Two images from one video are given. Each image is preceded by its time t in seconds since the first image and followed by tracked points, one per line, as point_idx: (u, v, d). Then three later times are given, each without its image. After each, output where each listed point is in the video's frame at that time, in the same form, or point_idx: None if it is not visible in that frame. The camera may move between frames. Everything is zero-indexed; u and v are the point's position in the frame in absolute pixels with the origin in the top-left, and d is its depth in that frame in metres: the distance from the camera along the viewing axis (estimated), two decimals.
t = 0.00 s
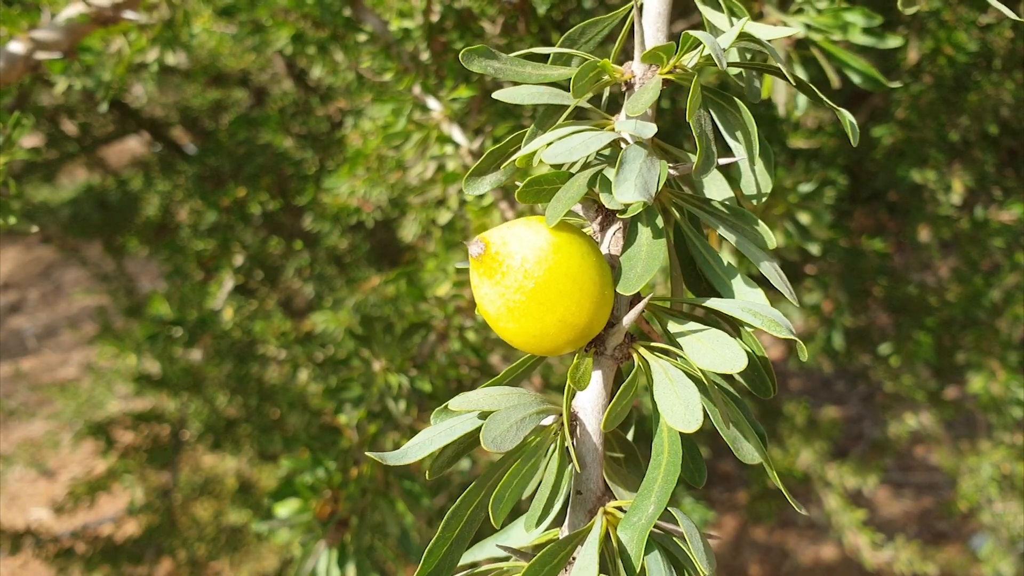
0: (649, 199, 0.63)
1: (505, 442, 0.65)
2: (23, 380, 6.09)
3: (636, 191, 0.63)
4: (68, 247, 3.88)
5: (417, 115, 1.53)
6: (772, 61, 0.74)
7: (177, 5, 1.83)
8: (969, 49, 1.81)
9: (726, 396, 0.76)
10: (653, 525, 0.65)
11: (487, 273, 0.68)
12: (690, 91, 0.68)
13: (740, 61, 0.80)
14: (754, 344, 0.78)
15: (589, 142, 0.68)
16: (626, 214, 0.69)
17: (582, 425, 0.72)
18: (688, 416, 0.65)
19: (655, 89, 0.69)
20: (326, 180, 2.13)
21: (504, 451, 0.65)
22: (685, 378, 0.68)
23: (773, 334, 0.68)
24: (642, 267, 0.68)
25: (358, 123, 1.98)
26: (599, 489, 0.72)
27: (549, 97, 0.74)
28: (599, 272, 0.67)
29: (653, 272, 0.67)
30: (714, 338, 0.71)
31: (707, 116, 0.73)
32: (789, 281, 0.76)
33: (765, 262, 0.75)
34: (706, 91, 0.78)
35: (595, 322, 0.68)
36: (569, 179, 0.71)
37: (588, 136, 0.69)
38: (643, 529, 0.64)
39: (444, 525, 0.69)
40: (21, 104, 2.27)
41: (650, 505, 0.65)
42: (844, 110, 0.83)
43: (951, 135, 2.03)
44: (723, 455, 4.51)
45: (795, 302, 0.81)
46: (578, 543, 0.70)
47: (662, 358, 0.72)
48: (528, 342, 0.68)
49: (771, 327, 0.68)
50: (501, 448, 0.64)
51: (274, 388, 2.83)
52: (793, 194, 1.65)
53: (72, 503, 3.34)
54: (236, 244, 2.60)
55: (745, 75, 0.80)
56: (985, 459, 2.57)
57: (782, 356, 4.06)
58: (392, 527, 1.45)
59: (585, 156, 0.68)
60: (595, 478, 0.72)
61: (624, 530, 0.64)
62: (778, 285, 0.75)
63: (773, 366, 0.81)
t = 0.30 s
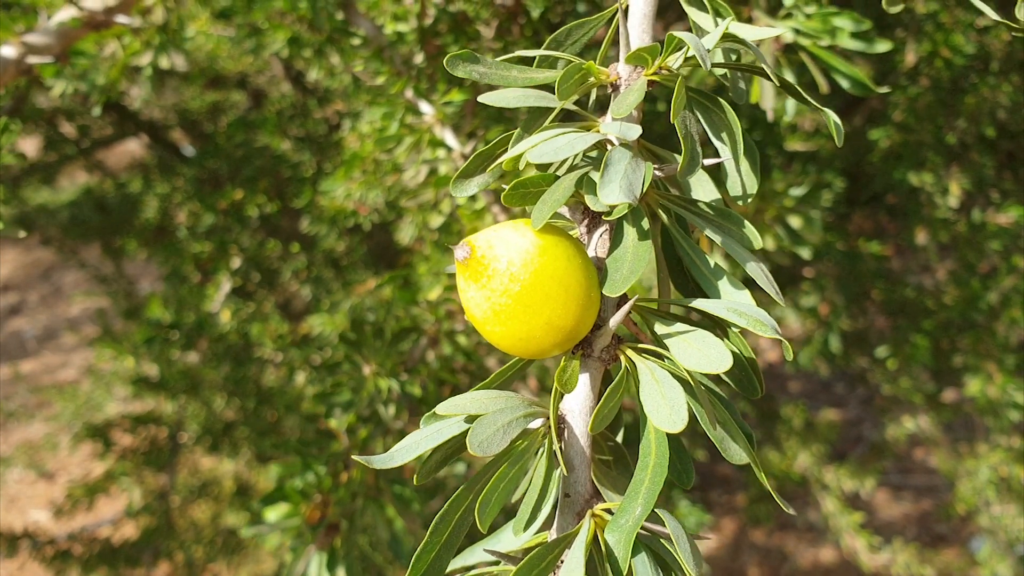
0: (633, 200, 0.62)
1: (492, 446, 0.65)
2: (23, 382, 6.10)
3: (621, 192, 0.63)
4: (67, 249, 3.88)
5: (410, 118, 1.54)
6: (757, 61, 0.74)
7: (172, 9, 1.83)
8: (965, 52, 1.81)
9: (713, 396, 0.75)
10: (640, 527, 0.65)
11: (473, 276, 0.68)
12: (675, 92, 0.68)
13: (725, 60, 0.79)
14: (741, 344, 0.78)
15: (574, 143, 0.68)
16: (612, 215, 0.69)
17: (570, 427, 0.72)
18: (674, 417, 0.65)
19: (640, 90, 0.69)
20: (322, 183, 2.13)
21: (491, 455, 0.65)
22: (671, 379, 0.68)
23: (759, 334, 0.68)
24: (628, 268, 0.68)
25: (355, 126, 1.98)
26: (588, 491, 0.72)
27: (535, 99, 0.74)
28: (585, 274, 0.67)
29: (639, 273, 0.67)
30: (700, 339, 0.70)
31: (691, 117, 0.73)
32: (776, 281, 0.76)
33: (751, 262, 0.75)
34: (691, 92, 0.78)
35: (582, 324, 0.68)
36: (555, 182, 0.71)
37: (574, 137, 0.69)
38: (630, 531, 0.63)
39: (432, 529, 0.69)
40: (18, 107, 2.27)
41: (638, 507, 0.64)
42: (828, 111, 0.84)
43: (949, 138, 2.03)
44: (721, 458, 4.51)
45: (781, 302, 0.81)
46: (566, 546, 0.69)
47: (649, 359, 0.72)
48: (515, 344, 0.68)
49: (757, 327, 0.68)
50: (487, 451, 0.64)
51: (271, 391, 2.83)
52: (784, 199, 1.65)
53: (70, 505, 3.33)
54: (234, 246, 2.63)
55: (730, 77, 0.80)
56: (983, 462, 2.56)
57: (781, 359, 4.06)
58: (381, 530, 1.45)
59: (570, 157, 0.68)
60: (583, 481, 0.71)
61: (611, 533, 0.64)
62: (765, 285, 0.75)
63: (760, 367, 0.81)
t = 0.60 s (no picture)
0: (623, 202, 0.62)
1: (482, 450, 0.65)
2: (24, 384, 6.11)
3: (611, 193, 0.63)
4: (68, 250, 3.88)
5: (408, 120, 1.54)
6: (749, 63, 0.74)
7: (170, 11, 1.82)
8: (965, 52, 1.81)
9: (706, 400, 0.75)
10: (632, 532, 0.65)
11: (463, 279, 0.68)
12: (665, 93, 0.68)
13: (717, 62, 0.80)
14: (734, 346, 0.78)
15: (564, 145, 0.68)
16: (602, 217, 0.69)
17: (561, 431, 0.71)
18: (666, 421, 0.65)
19: (630, 92, 0.69)
20: (322, 184, 2.12)
21: (480, 459, 0.65)
22: (664, 383, 0.68)
23: (750, 336, 0.68)
24: (619, 271, 0.68)
25: (354, 128, 1.98)
26: (580, 496, 0.71)
27: (525, 101, 0.74)
28: (575, 276, 0.67)
29: (630, 275, 0.67)
30: (692, 342, 0.70)
31: (683, 119, 0.74)
32: (768, 283, 0.76)
33: (744, 264, 0.75)
34: (683, 94, 0.78)
35: (572, 326, 0.67)
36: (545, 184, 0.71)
37: (563, 139, 0.69)
38: (622, 535, 0.63)
39: (423, 534, 0.69)
40: (18, 109, 2.28)
41: (629, 511, 0.64)
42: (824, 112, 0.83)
43: (949, 139, 2.02)
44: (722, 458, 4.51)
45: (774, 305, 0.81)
46: (558, 551, 0.69)
47: (641, 362, 0.72)
48: (506, 347, 0.67)
49: (749, 329, 0.68)
50: (477, 456, 0.64)
51: (271, 393, 2.83)
52: (783, 200, 1.64)
53: (70, 507, 3.33)
54: (233, 248, 2.62)
55: (722, 78, 0.80)
56: (983, 463, 2.56)
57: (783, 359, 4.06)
58: (379, 533, 1.45)
59: (560, 159, 0.68)
60: (575, 486, 0.71)
61: (603, 537, 0.64)
62: (757, 287, 0.75)
63: (753, 369, 0.81)
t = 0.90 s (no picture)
0: (625, 209, 0.63)
1: (483, 453, 0.65)
2: (26, 385, 6.11)
3: (613, 202, 0.63)
4: (70, 251, 3.88)
5: (413, 120, 1.53)
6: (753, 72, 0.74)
7: (175, 11, 1.83)
8: (968, 53, 1.81)
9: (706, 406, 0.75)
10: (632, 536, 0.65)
11: (465, 283, 0.68)
12: (668, 101, 0.68)
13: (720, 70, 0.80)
14: (734, 353, 0.78)
15: (567, 153, 0.68)
16: (604, 224, 0.69)
17: (562, 435, 0.71)
18: (665, 426, 0.65)
19: (634, 99, 0.69)
20: (325, 184, 2.13)
21: (482, 462, 0.65)
22: (664, 389, 0.68)
23: (751, 343, 0.68)
24: (621, 277, 0.68)
25: (357, 128, 1.98)
26: (580, 500, 0.71)
27: (528, 109, 0.74)
28: (577, 282, 0.67)
29: (632, 281, 0.67)
30: (693, 348, 0.70)
31: (686, 126, 0.73)
32: (769, 290, 0.76)
33: (745, 271, 0.75)
34: (686, 101, 0.78)
35: (574, 332, 0.67)
36: (547, 189, 0.71)
37: (566, 147, 0.69)
38: (621, 540, 0.63)
39: (424, 537, 0.69)
40: (22, 110, 2.28)
41: (629, 516, 0.64)
42: (823, 120, 0.85)
43: (951, 140, 2.02)
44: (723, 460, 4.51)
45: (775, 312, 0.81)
46: (557, 555, 0.69)
47: (641, 367, 0.72)
48: (508, 352, 0.68)
49: (749, 336, 0.68)
50: (478, 458, 0.64)
51: (275, 393, 2.83)
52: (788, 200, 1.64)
53: (73, 507, 3.33)
54: (236, 248, 2.63)
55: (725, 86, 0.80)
56: (985, 463, 2.56)
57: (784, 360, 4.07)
58: (386, 532, 1.45)
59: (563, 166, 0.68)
60: (575, 490, 0.71)
61: (602, 541, 0.64)
62: (758, 294, 0.76)
63: (754, 376, 0.81)
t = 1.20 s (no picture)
0: (634, 211, 0.63)
1: (490, 455, 0.65)
2: (27, 385, 6.11)
3: (622, 203, 0.63)
4: (71, 251, 3.88)
5: (416, 120, 1.54)
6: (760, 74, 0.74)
7: (177, 11, 1.83)
8: (970, 53, 1.81)
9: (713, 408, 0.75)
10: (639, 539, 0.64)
11: (472, 284, 0.68)
12: (676, 102, 0.68)
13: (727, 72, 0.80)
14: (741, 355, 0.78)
15: (574, 154, 0.68)
16: (612, 225, 0.69)
17: (569, 437, 0.71)
18: (674, 428, 0.65)
19: (641, 101, 0.69)
20: (327, 184, 2.12)
21: (489, 464, 0.65)
22: (672, 391, 0.68)
23: (759, 346, 0.68)
24: (629, 278, 0.68)
25: (359, 128, 1.98)
26: (586, 502, 0.71)
27: (535, 109, 0.74)
28: (585, 284, 0.67)
29: (639, 283, 0.67)
30: (700, 350, 0.70)
31: (693, 128, 0.73)
32: (776, 293, 0.76)
33: (752, 273, 0.75)
34: (693, 103, 0.78)
35: (582, 334, 0.67)
36: (555, 191, 0.71)
37: (574, 148, 0.69)
38: (629, 542, 0.63)
39: (430, 538, 0.69)
40: (23, 110, 2.27)
41: (636, 519, 0.64)
42: (830, 123, 0.84)
43: (954, 139, 2.02)
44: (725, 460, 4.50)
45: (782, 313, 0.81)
46: (564, 557, 0.69)
47: (649, 369, 0.72)
48: (514, 354, 0.67)
49: (757, 339, 0.68)
50: (485, 460, 0.64)
51: (276, 393, 2.83)
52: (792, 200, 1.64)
53: (74, 508, 3.33)
54: (238, 248, 2.63)
55: (732, 88, 0.80)
56: (987, 463, 2.56)
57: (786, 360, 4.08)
58: (390, 532, 1.46)
59: (571, 167, 0.68)
60: (582, 492, 0.71)
61: (609, 544, 0.63)
62: (765, 296, 0.75)
63: (760, 377, 0.81)
